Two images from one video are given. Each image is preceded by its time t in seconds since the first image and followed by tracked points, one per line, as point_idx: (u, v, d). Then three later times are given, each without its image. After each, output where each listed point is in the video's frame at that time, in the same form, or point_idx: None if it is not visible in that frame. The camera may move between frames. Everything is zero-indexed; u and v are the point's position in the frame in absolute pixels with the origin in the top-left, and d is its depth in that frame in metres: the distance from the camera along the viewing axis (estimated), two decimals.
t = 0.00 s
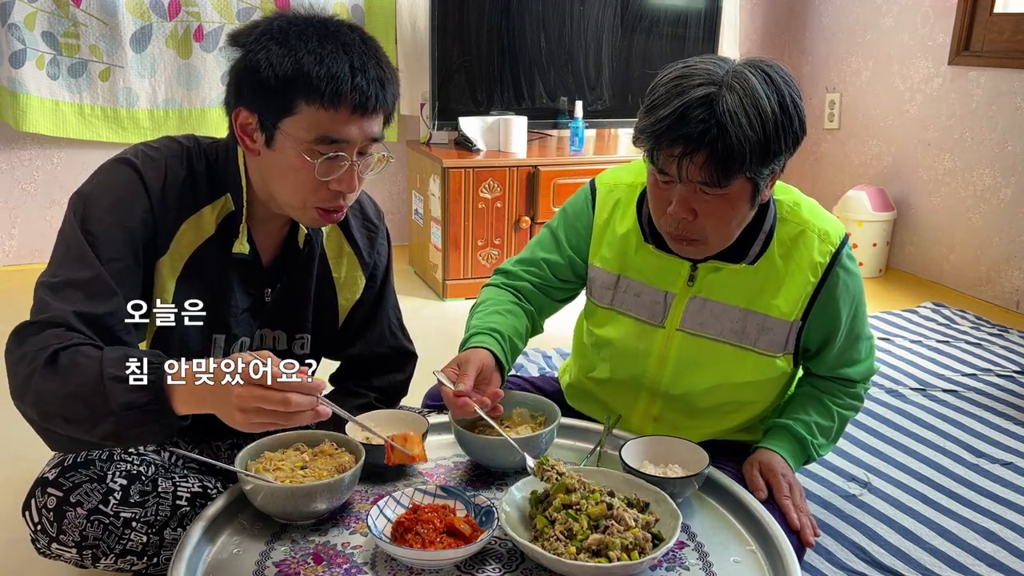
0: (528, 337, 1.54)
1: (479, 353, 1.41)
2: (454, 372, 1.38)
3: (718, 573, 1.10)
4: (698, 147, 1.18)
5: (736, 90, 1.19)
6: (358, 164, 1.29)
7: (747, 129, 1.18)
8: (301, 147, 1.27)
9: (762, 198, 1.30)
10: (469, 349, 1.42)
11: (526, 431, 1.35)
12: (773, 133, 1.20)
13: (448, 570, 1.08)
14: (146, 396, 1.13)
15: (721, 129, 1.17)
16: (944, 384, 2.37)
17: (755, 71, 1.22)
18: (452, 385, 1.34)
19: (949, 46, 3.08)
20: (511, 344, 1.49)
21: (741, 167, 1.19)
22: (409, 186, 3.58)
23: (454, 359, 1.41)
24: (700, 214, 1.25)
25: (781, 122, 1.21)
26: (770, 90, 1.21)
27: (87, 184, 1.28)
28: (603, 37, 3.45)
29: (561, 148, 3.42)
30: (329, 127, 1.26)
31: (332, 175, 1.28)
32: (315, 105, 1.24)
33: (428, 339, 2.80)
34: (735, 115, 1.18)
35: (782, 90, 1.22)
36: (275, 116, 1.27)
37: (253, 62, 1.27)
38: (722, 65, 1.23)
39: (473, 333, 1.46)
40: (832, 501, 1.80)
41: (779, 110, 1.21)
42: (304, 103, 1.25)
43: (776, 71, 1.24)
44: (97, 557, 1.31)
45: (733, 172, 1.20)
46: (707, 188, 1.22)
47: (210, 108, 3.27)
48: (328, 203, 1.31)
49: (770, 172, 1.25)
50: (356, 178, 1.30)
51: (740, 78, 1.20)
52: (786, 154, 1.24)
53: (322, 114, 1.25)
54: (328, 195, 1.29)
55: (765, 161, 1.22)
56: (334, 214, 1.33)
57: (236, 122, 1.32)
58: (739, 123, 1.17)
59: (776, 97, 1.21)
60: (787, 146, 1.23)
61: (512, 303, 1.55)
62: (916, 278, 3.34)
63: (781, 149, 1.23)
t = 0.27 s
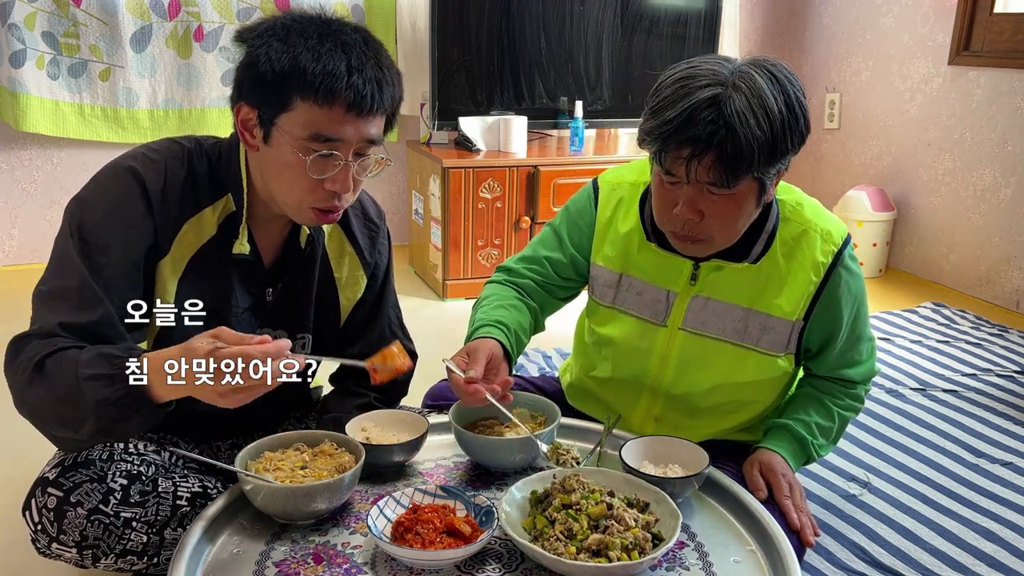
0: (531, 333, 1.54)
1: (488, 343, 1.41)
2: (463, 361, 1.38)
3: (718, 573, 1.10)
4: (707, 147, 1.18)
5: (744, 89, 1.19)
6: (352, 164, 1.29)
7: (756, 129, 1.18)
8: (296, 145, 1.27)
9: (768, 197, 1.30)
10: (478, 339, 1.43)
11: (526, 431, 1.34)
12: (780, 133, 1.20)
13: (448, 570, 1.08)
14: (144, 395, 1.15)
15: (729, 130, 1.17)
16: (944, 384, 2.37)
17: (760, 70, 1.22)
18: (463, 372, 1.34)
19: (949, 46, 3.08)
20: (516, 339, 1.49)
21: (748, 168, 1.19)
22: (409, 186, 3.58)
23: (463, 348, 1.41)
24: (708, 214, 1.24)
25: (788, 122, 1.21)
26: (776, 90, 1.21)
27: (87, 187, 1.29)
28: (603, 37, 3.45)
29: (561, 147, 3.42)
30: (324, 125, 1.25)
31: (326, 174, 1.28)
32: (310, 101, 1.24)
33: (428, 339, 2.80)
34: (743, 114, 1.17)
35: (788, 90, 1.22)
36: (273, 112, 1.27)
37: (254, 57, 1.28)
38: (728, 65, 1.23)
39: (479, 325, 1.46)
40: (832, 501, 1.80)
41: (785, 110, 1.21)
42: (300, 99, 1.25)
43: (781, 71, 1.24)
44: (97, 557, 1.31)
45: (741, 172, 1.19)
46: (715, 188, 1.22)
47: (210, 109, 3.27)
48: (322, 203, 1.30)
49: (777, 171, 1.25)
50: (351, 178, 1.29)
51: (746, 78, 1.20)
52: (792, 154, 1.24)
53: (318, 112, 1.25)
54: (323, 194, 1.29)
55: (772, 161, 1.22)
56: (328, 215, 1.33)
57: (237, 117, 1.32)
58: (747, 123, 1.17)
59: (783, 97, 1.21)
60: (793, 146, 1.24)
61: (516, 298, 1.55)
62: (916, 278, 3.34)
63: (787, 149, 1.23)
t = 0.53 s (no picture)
0: (535, 331, 1.53)
1: (498, 333, 1.42)
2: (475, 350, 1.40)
3: (718, 573, 1.10)
4: (706, 163, 1.18)
5: (742, 102, 1.17)
6: (353, 161, 1.28)
7: (754, 143, 1.17)
8: (294, 143, 1.26)
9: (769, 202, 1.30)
10: (488, 330, 1.43)
11: (526, 431, 1.34)
12: (779, 144, 1.19)
13: (448, 570, 1.08)
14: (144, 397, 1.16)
15: (727, 146, 1.17)
16: (944, 384, 2.37)
17: (759, 79, 1.20)
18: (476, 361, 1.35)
19: (949, 46, 3.08)
20: (524, 334, 1.49)
21: (748, 181, 1.19)
22: (409, 186, 3.58)
23: (473, 339, 1.42)
24: (707, 224, 1.25)
25: (788, 133, 1.20)
26: (774, 99, 1.19)
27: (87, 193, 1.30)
28: (603, 37, 3.45)
29: (561, 147, 3.42)
30: (321, 122, 1.25)
31: (326, 172, 1.27)
32: (307, 98, 1.24)
33: (428, 339, 2.80)
34: (742, 129, 1.17)
35: (787, 99, 1.20)
36: (270, 111, 1.27)
37: (249, 59, 1.28)
38: (727, 76, 1.21)
39: (487, 317, 1.47)
40: (832, 501, 1.80)
41: (785, 121, 1.20)
42: (297, 97, 1.25)
43: (781, 79, 1.22)
44: (97, 556, 1.31)
45: (740, 185, 1.19)
46: (715, 200, 1.22)
47: (210, 109, 3.27)
48: (323, 201, 1.30)
49: (777, 179, 1.25)
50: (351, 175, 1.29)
51: (745, 88, 1.19)
52: (792, 161, 1.24)
53: (315, 109, 1.25)
54: (322, 192, 1.28)
55: (772, 171, 1.21)
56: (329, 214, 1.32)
57: (236, 121, 1.32)
58: (746, 138, 1.17)
59: (782, 108, 1.20)
60: (793, 153, 1.23)
61: (520, 295, 1.55)
62: (916, 278, 3.34)
63: (787, 158, 1.22)
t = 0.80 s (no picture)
0: (536, 333, 1.53)
1: (496, 348, 1.41)
2: (472, 366, 1.38)
3: (718, 573, 1.10)
4: (705, 168, 1.18)
5: (740, 106, 1.17)
6: (337, 166, 1.27)
7: (753, 147, 1.17)
8: (279, 142, 1.26)
9: (770, 203, 1.30)
10: (486, 344, 1.42)
11: (527, 431, 1.34)
12: (778, 147, 1.19)
13: (448, 570, 1.08)
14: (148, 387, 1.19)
15: (726, 151, 1.16)
16: (944, 384, 2.37)
17: (756, 82, 1.20)
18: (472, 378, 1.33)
19: (949, 46, 3.08)
20: (522, 343, 1.48)
21: (748, 185, 1.19)
22: (409, 186, 3.58)
23: (471, 353, 1.41)
24: (709, 228, 1.25)
25: (786, 136, 1.20)
26: (772, 102, 1.19)
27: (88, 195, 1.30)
28: (603, 37, 3.45)
29: (561, 148, 3.42)
30: (305, 121, 1.24)
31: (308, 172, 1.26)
32: (291, 97, 1.24)
33: (428, 339, 2.80)
34: (740, 133, 1.16)
35: (785, 102, 1.20)
36: (257, 109, 1.27)
37: (242, 56, 1.28)
38: (723, 79, 1.21)
39: (485, 330, 1.46)
40: (832, 501, 1.80)
41: (783, 124, 1.20)
42: (282, 95, 1.24)
43: (778, 80, 1.22)
44: (97, 557, 1.31)
45: (740, 189, 1.19)
46: (715, 204, 1.22)
47: (210, 108, 3.27)
48: (306, 203, 1.29)
49: (777, 181, 1.25)
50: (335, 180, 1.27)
51: (742, 92, 1.19)
52: (792, 162, 1.24)
53: (300, 109, 1.24)
54: (305, 193, 1.28)
55: (772, 174, 1.21)
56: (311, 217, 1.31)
57: (230, 120, 1.33)
58: (744, 142, 1.16)
59: (780, 111, 1.19)
60: (793, 155, 1.23)
61: (520, 298, 1.55)
62: (916, 278, 3.34)
63: (787, 160, 1.22)
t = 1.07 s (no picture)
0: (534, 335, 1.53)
1: (495, 341, 1.42)
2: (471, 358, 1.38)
3: (718, 573, 1.10)
4: (695, 166, 1.17)
5: (726, 104, 1.18)
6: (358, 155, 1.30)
7: (741, 143, 1.17)
8: (299, 144, 1.27)
9: (763, 202, 1.30)
10: (485, 339, 1.43)
11: (527, 431, 1.34)
12: (766, 144, 1.20)
13: (448, 570, 1.08)
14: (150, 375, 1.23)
15: (716, 149, 1.16)
16: (944, 384, 2.37)
17: (742, 81, 1.21)
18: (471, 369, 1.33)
19: (949, 46, 3.08)
20: (521, 341, 1.48)
21: (739, 183, 1.19)
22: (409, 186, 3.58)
23: (469, 346, 1.41)
24: (703, 228, 1.25)
25: (775, 133, 1.20)
26: (759, 100, 1.20)
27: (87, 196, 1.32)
28: (603, 37, 3.45)
29: (561, 148, 3.42)
30: (325, 117, 1.26)
31: (335, 169, 1.29)
32: (308, 98, 1.25)
33: (428, 339, 2.80)
34: (728, 130, 1.17)
35: (772, 100, 1.21)
36: (270, 115, 1.27)
37: (241, 63, 1.27)
38: (710, 79, 1.21)
39: (484, 326, 1.46)
40: (832, 501, 1.80)
41: (771, 121, 1.20)
42: (298, 97, 1.25)
43: (764, 79, 1.23)
44: (97, 557, 1.31)
45: (731, 188, 1.19)
46: (706, 203, 1.22)
47: (210, 108, 3.27)
48: (332, 201, 1.31)
49: (769, 180, 1.25)
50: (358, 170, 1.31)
51: (729, 91, 1.19)
52: (782, 161, 1.24)
53: (317, 107, 1.25)
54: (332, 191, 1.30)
55: (762, 172, 1.21)
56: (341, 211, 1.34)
57: (232, 128, 1.32)
58: (733, 139, 1.16)
59: (767, 109, 1.20)
60: (783, 153, 1.23)
61: (519, 299, 1.54)
62: (916, 278, 3.34)
63: (777, 158, 1.22)
